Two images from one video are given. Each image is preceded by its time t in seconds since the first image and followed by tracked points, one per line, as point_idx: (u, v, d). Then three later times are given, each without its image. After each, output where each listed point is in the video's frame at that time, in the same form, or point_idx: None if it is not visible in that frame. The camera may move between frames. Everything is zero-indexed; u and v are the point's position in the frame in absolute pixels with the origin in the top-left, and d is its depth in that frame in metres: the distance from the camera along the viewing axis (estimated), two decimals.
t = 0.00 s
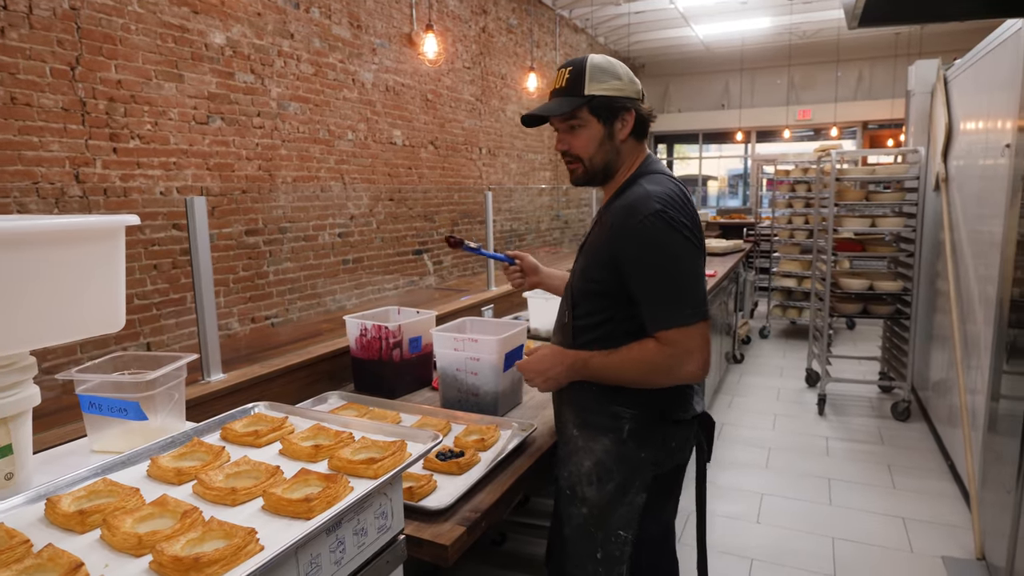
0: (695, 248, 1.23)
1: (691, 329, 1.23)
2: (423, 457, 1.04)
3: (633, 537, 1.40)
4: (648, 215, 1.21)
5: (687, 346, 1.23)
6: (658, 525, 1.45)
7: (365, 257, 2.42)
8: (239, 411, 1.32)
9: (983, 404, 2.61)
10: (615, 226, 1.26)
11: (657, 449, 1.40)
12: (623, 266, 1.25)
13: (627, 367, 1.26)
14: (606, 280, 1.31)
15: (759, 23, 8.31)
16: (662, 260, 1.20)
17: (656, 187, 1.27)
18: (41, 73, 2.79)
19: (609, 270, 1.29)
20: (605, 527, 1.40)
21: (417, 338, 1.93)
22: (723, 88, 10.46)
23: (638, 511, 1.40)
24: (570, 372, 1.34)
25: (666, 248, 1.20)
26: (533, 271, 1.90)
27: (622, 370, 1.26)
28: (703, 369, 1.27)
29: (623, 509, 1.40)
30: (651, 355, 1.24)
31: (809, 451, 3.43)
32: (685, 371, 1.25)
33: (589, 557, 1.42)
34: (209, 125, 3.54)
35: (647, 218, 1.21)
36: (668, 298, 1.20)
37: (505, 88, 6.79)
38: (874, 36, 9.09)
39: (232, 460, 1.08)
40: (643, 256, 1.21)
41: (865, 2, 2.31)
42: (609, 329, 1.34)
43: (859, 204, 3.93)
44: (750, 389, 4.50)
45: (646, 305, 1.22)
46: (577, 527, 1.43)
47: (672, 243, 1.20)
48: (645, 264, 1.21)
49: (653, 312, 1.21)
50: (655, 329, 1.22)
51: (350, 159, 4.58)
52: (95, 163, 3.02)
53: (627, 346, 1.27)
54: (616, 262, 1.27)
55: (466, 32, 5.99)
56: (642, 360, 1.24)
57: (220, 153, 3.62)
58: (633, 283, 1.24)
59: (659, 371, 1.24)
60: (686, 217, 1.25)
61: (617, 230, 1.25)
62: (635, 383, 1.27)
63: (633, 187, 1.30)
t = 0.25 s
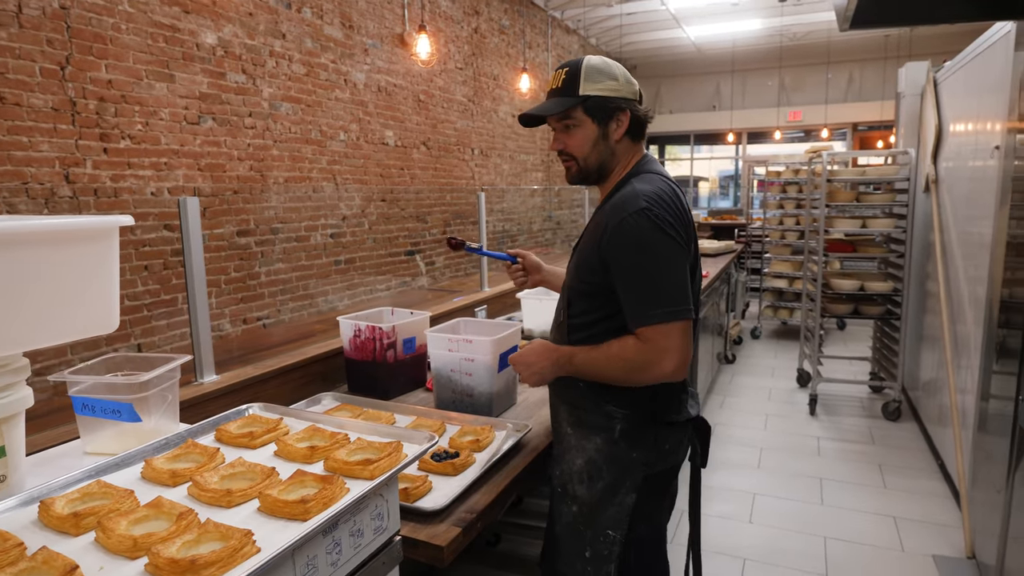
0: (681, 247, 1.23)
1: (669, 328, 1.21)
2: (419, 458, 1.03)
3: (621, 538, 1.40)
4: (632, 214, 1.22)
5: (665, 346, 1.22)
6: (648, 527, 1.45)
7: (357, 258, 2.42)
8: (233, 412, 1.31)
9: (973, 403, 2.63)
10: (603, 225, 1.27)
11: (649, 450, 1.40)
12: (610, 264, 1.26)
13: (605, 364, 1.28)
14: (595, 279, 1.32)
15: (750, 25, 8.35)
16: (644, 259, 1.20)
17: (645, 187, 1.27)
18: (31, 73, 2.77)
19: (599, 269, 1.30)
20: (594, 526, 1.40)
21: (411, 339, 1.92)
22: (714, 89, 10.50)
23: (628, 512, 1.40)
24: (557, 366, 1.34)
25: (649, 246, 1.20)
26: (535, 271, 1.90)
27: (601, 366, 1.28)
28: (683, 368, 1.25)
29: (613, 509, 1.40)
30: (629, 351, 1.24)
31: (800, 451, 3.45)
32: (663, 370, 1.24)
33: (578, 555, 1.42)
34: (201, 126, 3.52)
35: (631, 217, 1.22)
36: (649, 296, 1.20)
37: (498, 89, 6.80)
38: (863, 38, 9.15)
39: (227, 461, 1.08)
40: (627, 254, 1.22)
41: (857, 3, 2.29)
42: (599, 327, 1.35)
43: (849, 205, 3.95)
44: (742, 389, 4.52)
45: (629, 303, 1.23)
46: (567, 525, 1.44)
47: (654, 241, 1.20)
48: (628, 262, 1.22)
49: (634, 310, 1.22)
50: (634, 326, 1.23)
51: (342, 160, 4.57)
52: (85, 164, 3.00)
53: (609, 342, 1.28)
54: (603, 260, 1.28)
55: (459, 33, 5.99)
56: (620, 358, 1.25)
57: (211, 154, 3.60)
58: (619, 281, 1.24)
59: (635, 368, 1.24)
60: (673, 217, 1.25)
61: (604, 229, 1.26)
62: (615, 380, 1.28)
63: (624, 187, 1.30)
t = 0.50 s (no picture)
0: (688, 244, 1.25)
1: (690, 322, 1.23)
2: (417, 459, 1.04)
3: (613, 537, 1.39)
4: (639, 214, 1.23)
5: (687, 340, 1.23)
6: (634, 526, 1.45)
7: (352, 259, 2.41)
8: (230, 413, 1.31)
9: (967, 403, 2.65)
10: (607, 227, 1.27)
11: (654, 450, 1.41)
12: (618, 266, 1.26)
13: (625, 365, 1.27)
14: (600, 282, 1.32)
15: (744, 26, 8.38)
16: (654, 258, 1.21)
17: (645, 187, 1.28)
18: (24, 72, 2.76)
19: (604, 271, 1.30)
20: (586, 524, 1.39)
21: (408, 339, 1.92)
22: (708, 90, 10.53)
23: (623, 510, 1.40)
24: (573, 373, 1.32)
25: (659, 245, 1.21)
26: (503, 262, 1.92)
27: (622, 368, 1.28)
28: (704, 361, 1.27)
29: (609, 506, 1.39)
30: (653, 350, 1.24)
31: (795, 451, 3.46)
32: (686, 364, 1.24)
33: (564, 555, 1.41)
34: (195, 126, 3.51)
35: (638, 217, 1.23)
36: (663, 294, 1.21)
37: (492, 89, 6.80)
38: (857, 39, 9.19)
39: (225, 462, 1.08)
40: (637, 255, 1.22)
41: (852, 5, 2.36)
42: (606, 329, 1.35)
43: (844, 206, 4.00)
44: (737, 389, 4.54)
45: (642, 303, 1.23)
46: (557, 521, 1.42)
47: (664, 239, 1.22)
48: (638, 263, 1.22)
49: (648, 309, 1.23)
50: (653, 325, 1.23)
51: (336, 160, 4.56)
52: (78, 164, 2.98)
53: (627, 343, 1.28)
54: (610, 263, 1.28)
55: (453, 33, 5.99)
56: (643, 358, 1.25)
57: (205, 154, 3.59)
58: (629, 282, 1.25)
59: (659, 365, 1.25)
60: (676, 215, 1.27)
61: (609, 231, 1.27)
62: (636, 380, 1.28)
63: (622, 188, 1.31)
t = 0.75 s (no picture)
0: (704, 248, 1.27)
1: (719, 328, 1.24)
2: (418, 458, 1.04)
3: (630, 550, 1.38)
4: (659, 221, 1.23)
5: (716, 346, 1.24)
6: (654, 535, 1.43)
7: (351, 258, 2.41)
8: (230, 412, 1.31)
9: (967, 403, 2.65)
10: (620, 235, 1.26)
11: (661, 454, 1.39)
12: (636, 273, 1.25)
13: (655, 375, 1.26)
14: (610, 290, 1.30)
15: (743, 25, 8.38)
16: (680, 265, 1.22)
17: (653, 193, 1.29)
18: (23, 72, 2.75)
19: (617, 278, 1.28)
20: (602, 538, 1.38)
21: (408, 338, 1.92)
22: (707, 90, 10.53)
23: (637, 521, 1.38)
24: (592, 388, 1.32)
25: (682, 252, 1.22)
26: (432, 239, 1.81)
27: (652, 377, 1.26)
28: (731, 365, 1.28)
29: (623, 518, 1.38)
30: (684, 358, 1.24)
31: (794, 451, 3.47)
32: (717, 370, 1.25)
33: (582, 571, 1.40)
34: (194, 125, 3.51)
35: (658, 224, 1.23)
36: (691, 301, 1.22)
37: (491, 89, 6.79)
38: (856, 38, 9.20)
39: (225, 461, 1.07)
40: (660, 263, 1.22)
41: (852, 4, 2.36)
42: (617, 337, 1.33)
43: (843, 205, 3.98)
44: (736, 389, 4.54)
45: (667, 311, 1.24)
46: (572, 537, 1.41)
47: (687, 245, 1.23)
48: (661, 270, 1.22)
49: (676, 317, 1.23)
50: (682, 333, 1.23)
51: (335, 160, 4.55)
52: (77, 163, 2.98)
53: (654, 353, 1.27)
54: (624, 271, 1.27)
55: (452, 33, 5.98)
56: (674, 367, 1.24)
57: (204, 153, 3.58)
58: (650, 289, 1.24)
59: (692, 374, 1.25)
60: (687, 220, 1.28)
61: (624, 239, 1.25)
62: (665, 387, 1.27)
63: (626, 194, 1.30)
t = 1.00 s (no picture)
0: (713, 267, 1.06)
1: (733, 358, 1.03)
2: (420, 457, 1.04)
3: None
4: (663, 235, 1.00)
5: (731, 378, 1.03)
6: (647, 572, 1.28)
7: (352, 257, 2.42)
8: (233, 409, 1.32)
9: (970, 403, 2.65)
10: (615, 249, 1.04)
11: (656, 485, 1.22)
12: (635, 296, 1.03)
13: (659, 415, 1.04)
14: (601, 314, 1.08)
15: (745, 24, 8.39)
16: (689, 287, 0.99)
17: (652, 201, 1.07)
18: (25, 71, 2.76)
19: (610, 303, 1.06)
20: None
21: (409, 337, 1.93)
22: (708, 88, 10.54)
23: (632, 560, 1.22)
24: (588, 429, 1.06)
25: (692, 271, 1.00)
26: (317, 248, 1.47)
27: (657, 415, 1.04)
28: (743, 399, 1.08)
29: (617, 559, 1.21)
30: (696, 394, 1.02)
31: (795, 450, 3.47)
32: (730, 405, 1.05)
33: None
34: (195, 124, 3.51)
35: (663, 238, 1.00)
36: (701, 329, 1.00)
37: (492, 88, 6.80)
38: (858, 37, 9.21)
39: (228, 459, 1.08)
40: (664, 284, 1.00)
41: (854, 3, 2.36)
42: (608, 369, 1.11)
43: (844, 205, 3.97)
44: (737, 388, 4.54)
45: (674, 340, 1.02)
46: None
47: (697, 264, 1.01)
48: (666, 293, 1.00)
49: (684, 348, 1.01)
50: (692, 364, 1.02)
51: (336, 159, 4.56)
52: (79, 162, 2.98)
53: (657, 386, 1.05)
54: (618, 292, 1.05)
55: (453, 31, 5.99)
56: (682, 402, 1.02)
57: (205, 152, 3.58)
58: (653, 317, 1.02)
59: (703, 409, 1.03)
60: (692, 233, 1.07)
61: (620, 255, 1.03)
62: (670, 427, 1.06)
63: (621, 202, 1.08)
